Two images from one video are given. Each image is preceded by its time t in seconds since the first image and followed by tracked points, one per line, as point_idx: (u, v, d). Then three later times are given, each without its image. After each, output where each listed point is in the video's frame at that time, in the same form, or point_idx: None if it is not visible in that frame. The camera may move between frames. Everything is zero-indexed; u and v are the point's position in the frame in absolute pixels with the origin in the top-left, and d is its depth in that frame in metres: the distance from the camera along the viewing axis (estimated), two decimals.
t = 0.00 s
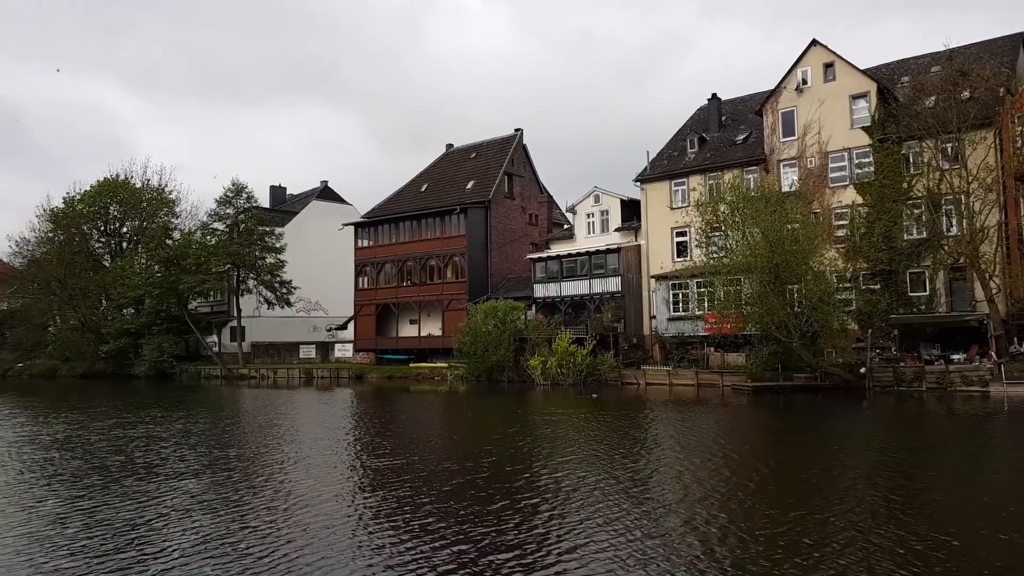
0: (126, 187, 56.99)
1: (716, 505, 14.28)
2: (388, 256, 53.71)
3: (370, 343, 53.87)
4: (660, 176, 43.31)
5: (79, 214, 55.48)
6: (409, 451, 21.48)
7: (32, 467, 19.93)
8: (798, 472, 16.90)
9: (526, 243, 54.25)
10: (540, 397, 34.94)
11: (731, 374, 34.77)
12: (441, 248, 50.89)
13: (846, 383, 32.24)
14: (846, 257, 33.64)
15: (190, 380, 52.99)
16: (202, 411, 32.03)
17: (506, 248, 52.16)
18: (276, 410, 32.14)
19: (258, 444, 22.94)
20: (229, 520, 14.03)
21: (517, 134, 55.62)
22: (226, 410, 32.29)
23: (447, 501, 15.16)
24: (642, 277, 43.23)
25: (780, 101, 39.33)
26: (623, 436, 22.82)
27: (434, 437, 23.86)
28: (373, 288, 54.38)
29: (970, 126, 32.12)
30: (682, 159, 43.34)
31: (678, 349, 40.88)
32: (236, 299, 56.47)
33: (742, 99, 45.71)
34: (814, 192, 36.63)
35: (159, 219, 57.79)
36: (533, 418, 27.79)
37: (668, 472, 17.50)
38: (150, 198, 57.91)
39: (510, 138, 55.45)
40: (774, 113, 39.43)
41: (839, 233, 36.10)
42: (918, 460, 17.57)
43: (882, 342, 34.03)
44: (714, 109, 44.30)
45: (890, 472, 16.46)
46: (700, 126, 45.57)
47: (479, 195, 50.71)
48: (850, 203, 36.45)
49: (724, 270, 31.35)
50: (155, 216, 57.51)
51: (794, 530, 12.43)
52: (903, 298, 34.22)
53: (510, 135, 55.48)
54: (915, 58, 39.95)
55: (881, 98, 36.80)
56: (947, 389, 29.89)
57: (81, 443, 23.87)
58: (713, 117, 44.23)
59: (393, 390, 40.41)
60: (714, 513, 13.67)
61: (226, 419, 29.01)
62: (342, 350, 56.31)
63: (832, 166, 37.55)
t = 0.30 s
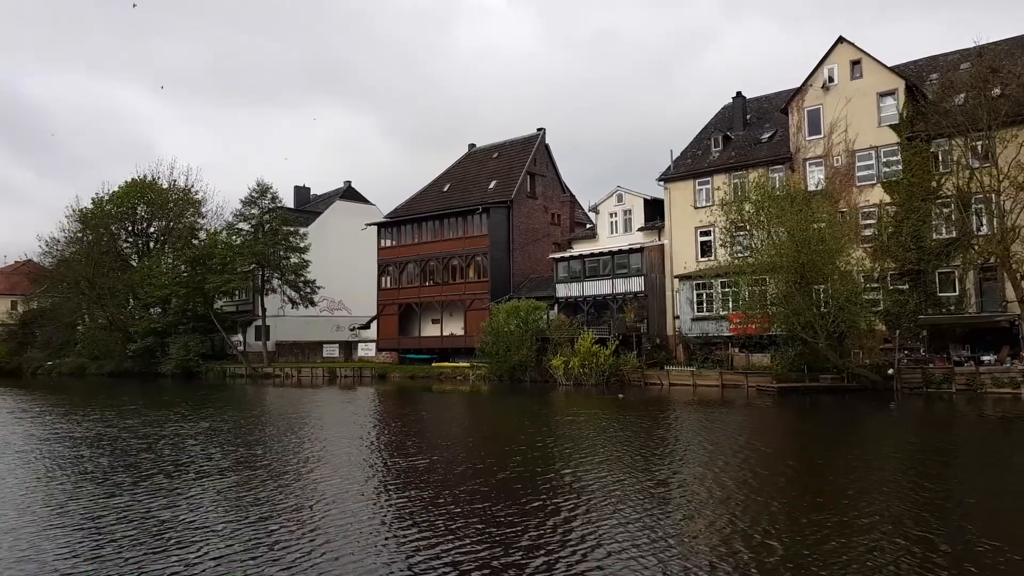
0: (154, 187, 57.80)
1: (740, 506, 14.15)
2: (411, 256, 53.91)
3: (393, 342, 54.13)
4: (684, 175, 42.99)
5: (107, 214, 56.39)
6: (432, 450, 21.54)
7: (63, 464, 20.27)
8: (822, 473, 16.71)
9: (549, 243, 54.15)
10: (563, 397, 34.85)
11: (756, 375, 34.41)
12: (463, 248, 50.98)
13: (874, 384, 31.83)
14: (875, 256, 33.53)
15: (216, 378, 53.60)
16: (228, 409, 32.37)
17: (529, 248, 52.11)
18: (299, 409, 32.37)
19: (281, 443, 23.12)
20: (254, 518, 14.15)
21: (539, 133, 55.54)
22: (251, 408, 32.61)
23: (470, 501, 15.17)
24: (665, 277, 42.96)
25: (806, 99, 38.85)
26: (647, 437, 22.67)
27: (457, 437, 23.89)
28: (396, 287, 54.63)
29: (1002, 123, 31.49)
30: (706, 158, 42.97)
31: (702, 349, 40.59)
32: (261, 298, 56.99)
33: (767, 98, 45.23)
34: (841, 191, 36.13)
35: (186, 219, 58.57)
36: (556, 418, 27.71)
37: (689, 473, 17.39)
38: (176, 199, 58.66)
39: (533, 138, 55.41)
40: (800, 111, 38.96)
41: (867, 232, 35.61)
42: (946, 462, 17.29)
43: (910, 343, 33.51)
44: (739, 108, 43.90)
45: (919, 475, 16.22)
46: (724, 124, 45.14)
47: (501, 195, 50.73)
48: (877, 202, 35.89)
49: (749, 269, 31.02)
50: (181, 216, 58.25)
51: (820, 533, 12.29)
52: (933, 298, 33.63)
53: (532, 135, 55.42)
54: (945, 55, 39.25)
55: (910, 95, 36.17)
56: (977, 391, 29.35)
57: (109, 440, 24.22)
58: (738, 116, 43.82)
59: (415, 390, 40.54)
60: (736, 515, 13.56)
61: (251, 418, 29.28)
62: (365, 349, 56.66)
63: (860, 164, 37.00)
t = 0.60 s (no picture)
0: (175, 191, 58.47)
1: (764, 507, 14.06)
2: (430, 257, 54.09)
3: (412, 343, 54.31)
4: (704, 173, 42.72)
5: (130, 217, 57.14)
6: (453, 450, 21.60)
7: (90, 465, 20.54)
8: (847, 473, 16.54)
9: (567, 242, 54.06)
10: (582, 397, 34.78)
11: (778, 373, 34.11)
12: (482, 248, 51.05)
13: (899, 383, 31.45)
14: (898, 253, 33.14)
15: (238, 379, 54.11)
16: (250, 410, 32.63)
17: (547, 248, 52.05)
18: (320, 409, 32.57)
19: (304, 443, 23.29)
20: (279, 518, 14.27)
21: (557, 133, 55.45)
22: (273, 409, 32.85)
23: (492, 502, 15.19)
24: (685, 275, 42.90)
25: (827, 96, 38.45)
26: (668, 437, 22.58)
27: (478, 437, 23.93)
28: (415, 288, 54.82)
29: None
30: (726, 156, 42.68)
31: (723, 348, 40.33)
32: (282, 300, 57.42)
33: (788, 94, 44.85)
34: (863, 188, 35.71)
35: (207, 221, 59.18)
36: (576, 418, 27.66)
37: (711, 474, 17.29)
38: (198, 202, 59.30)
39: (551, 137, 55.34)
40: (821, 107, 38.59)
41: (890, 229, 35.20)
42: (974, 462, 17.05)
43: (935, 341, 33.06)
44: (758, 105, 43.51)
45: (946, 474, 16.01)
46: (744, 122, 44.79)
47: (519, 195, 50.74)
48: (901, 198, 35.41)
49: (770, 268, 30.74)
50: (203, 219, 58.86)
51: (846, 533, 12.18)
52: (958, 295, 33.05)
53: (550, 135, 55.34)
54: (969, 49, 38.70)
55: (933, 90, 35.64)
56: (1004, 390, 28.89)
57: (135, 441, 24.53)
58: (758, 113, 43.45)
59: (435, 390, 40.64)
60: (761, 516, 13.46)
61: (274, 418, 29.49)
62: (385, 350, 56.92)
63: (883, 161, 36.52)
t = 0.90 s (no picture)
0: (198, 190, 59.07)
1: (790, 508, 13.90)
2: (449, 255, 54.16)
3: (432, 340, 54.52)
4: (726, 171, 42.35)
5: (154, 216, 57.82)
6: (473, 449, 21.60)
7: (115, 461, 20.78)
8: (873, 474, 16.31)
9: (587, 240, 53.85)
10: (602, 396, 34.62)
11: (801, 373, 33.73)
12: (501, 247, 51.03)
13: (924, 383, 30.94)
14: (925, 250, 33.00)
15: (260, 377, 54.58)
16: (271, 407, 32.85)
17: (567, 246, 51.88)
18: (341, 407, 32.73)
19: (325, 440, 23.40)
20: (303, 515, 14.30)
21: (577, 131, 55.25)
22: (294, 406, 33.07)
23: (514, 500, 15.14)
24: (706, 274, 42.41)
25: (852, 92, 37.97)
26: (689, 437, 22.41)
27: (498, 435, 23.91)
28: (435, 286, 54.93)
29: None
30: (749, 153, 42.26)
31: (745, 347, 39.99)
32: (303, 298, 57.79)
33: (811, 90, 44.33)
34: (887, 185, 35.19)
35: (229, 220, 59.71)
36: (596, 417, 27.55)
37: (735, 474, 17.11)
38: (221, 201, 59.86)
39: (570, 135, 55.15)
40: (845, 103, 38.10)
41: (916, 227, 34.67)
42: (1004, 463, 16.72)
43: (962, 341, 32.49)
44: (781, 101, 43.01)
45: (975, 475, 15.73)
46: (767, 118, 44.32)
47: (539, 193, 50.63)
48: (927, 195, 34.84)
49: (793, 266, 30.34)
50: (225, 218, 59.40)
51: (874, 534, 12.02)
52: (986, 293, 32.43)
53: (570, 133, 55.15)
54: (997, 43, 37.99)
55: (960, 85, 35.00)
56: None
57: (159, 438, 24.80)
58: (781, 109, 42.96)
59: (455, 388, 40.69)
60: (786, 516, 13.31)
61: (295, 416, 29.67)
62: (405, 348, 57.14)
63: (908, 157, 35.94)
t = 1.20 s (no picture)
0: (223, 192, 59.81)
1: (821, 507, 13.79)
2: (471, 254, 54.27)
3: (455, 340, 54.73)
4: (750, 167, 42.01)
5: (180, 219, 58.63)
6: (498, 448, 21.65)
7: (146, 461, 21.11)
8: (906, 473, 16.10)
9: (609, 239, 53.69)
10: (625, 395, 34.50)
11: (827, 371, 33.35)
12: (523, 246, 51.07)
13: (955, 381, 30.41)
14: (952, 246, 31.95)
15: (284, 376, 55.13)
16: (296, 407, 33.15)
17: (589, 244, 51.76)
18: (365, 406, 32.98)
19: (351, 440, 23.58)
20: (334, 514, 14.45)
21: (598, 129, 55.08)
22: (319, 406, 33.34)
23: (542, 500, 15.16)
24: (730, 271, 41.93)
25: (877, 86, 37.41)
26: (715, 436, 22.28)
27: (521, 435, 23.92)
28: (457, 286, 55.11)
29: None
30: (772, 149, 41.85)
31: (771, 345, 39.64)
32: (326, 299, 58.25)
33: (836, 85, 43.77)
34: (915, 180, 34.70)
35: (254, 222, 60.36)
36: (619, 416, 27.43)
37: (764, 474, 16.98)
38: (245, 202, 60.53)
39: (592, 133, 55.00)
40: (870, 98, 37.59)
41: (944, 222, 34.15)
42: None
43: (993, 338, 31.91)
44: (806, 96, 42.53)
45: (1011, 474, 15.45)
46: (791, 114, 43.86)
47: (560, 192, 50.59)
48: (956, 190, 34.30)
49: (819, 262, 30.00)
50: (250, 219, 60.09)
51: (907, 535, 11.89)
52: (1018, 288, 31.86)
53: (591, 131, 55.00)
54: None
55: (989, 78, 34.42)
56: None
57: (188, 437, 25.15)
58: (805, 104, 42.50)
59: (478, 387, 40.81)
60: (818, 517, 13.19)
61: (320, 415, 29.91)
62: (428, 347, 57.39)
63: (936, 151, 35.40)
